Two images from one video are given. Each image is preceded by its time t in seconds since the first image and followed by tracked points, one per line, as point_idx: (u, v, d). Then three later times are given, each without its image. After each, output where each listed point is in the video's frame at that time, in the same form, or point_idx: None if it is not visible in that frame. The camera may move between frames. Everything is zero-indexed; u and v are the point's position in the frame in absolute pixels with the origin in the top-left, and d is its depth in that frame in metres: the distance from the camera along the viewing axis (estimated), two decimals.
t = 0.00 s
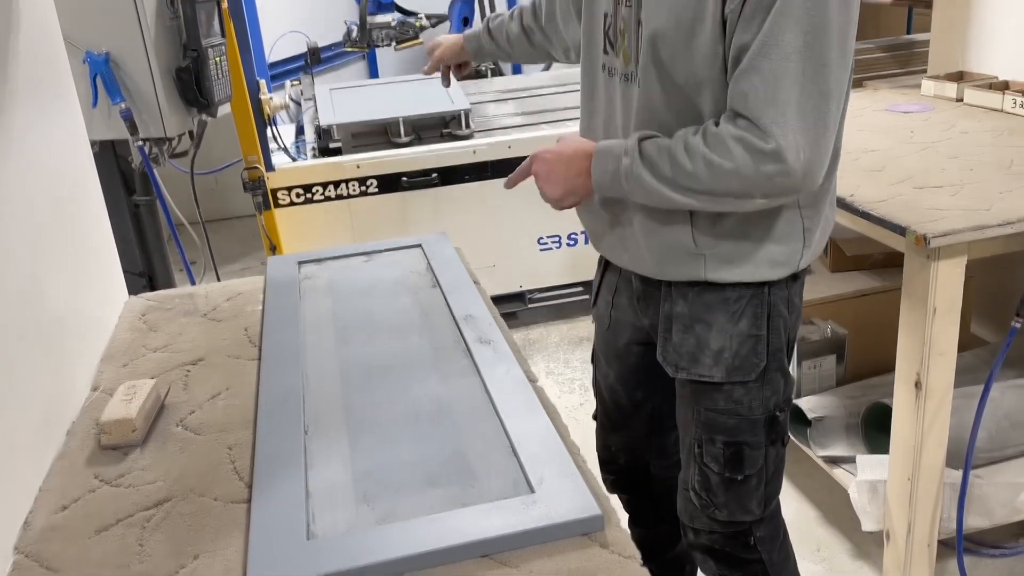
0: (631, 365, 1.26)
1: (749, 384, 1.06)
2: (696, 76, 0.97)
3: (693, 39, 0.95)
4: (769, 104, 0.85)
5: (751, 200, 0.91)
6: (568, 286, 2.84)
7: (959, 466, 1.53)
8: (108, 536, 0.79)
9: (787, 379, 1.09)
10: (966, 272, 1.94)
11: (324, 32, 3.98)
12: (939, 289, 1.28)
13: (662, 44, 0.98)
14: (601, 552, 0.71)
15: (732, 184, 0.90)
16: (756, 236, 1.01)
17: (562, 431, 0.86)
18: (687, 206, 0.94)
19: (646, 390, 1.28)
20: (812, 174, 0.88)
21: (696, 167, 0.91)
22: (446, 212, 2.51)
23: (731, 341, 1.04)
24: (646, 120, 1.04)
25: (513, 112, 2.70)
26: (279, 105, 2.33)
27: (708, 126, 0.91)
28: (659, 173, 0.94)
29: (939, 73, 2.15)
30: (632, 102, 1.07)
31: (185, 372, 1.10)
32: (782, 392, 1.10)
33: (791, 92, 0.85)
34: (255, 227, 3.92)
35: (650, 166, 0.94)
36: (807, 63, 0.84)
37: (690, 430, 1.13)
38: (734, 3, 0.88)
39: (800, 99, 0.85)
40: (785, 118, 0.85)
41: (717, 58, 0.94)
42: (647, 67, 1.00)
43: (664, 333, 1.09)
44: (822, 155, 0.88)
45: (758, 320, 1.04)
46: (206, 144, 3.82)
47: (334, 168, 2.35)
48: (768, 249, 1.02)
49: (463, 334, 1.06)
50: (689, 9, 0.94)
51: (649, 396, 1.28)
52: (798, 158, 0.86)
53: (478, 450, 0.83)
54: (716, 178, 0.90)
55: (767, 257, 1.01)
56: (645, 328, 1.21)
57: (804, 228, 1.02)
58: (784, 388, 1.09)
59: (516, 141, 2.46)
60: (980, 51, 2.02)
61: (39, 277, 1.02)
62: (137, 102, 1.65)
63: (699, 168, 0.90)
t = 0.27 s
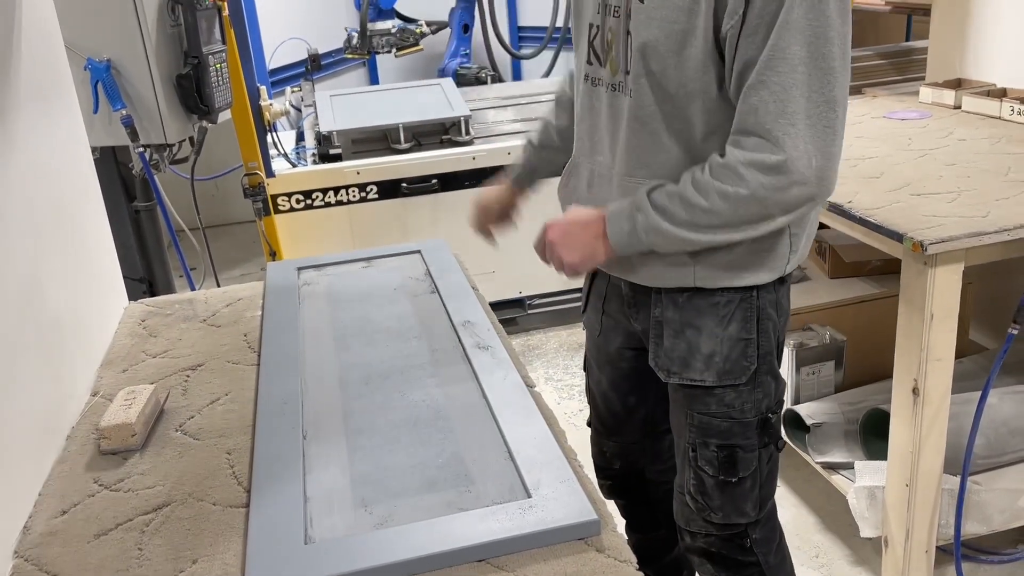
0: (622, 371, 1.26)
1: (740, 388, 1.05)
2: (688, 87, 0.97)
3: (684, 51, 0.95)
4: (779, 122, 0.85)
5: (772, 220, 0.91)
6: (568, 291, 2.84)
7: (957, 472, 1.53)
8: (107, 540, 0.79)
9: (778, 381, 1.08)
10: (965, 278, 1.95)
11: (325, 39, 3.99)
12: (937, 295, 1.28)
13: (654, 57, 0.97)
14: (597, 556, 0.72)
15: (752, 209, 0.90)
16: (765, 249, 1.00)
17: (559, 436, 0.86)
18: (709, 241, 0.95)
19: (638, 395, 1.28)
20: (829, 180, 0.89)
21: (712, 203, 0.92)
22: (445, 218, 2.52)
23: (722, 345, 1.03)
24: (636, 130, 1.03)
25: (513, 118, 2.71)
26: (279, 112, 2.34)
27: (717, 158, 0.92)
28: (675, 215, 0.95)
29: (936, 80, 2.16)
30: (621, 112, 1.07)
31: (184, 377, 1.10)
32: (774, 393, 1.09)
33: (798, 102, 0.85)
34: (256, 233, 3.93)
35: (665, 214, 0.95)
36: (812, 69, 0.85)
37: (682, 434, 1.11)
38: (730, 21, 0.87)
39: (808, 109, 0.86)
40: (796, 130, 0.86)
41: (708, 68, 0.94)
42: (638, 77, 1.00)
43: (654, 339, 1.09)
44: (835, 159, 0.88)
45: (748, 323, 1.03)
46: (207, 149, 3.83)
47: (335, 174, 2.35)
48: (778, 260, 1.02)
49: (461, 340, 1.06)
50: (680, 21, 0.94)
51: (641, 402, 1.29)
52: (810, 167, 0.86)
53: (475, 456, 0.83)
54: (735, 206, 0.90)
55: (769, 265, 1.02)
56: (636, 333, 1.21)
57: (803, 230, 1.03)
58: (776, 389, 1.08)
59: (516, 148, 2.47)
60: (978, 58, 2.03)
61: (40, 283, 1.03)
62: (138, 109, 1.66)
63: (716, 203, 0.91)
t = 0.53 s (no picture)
0: (613, 378, 1.26)
1: (736, 389, 1.05)
2: (688, 83, 0.96)
3: (683, 48, 0.95)
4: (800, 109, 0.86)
5: (798, 209, 0.92)
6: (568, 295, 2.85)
7: (956, 475, 1.54)
8: (108, 540, 0.80)
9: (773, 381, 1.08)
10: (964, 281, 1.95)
11: (326, 42, 4.00)
12: (935, 298, 1.29)
13: (654, 55, 0.97)
14: (595, 557, 0.72)
15: (781, 201, 0.91)
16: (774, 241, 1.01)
17: (558, 439, 0.87)
18: (741, 242, 0.95)
19: (630, 401, 1.28)
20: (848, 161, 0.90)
21: (740, 202, 0.92)
22: (446, 221, 2.52)
23: (718, 346, 1.04)
24: (636, 129, 1.02)
25: (513, 122, 2.72)
26: (280, 115, 2.35)
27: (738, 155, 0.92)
28: (702, 219, 0.95)
29: (936, 84, 2.17)
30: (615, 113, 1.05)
31: (185, 379, 1.11)
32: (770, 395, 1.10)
33: (814, 87, 0.86)
34: (257, 236, 3.93)
35: (692, 223, 0.95)
36: (822, 54, 0.86)
37: (678, 438, 1.11)
38: (735, 16, 0.89)
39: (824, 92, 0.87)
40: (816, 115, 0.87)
41: (709, 62, 0.94)
42: (639, 75, 0.99)
43: (649, 342, 1.09)
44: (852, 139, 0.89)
45: (742, 324, 1.04)
46: (208, 153, 3.84)
47: (336, 178, 2.36)
48: (790, 247, 1.03)
49: (461, 341, 1.07)
50: (677, 19, 0.94)
51: (633, 408, 1.29)
52: (831, 150, 0.87)
53: (475, 457, 0.83)
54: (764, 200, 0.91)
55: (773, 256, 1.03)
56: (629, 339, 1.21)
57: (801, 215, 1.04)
58: (771, 390, 1.09)
59: (517, 152, 2.48)
60: (977, 63, 2.04)
61: (42, 285, 1.04)
62: (140, 113, 1.67)
63: (744, 202, 0.91)
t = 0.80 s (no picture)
0: (603, 380, 1.27)
1: (725, 389, 1.06)
2: (675, 89, 0.97)
3: (670, 54, 0.96)
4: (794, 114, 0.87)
5: (795, 211, 0.93)
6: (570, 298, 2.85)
7: (956, 478, 1.54)
8: (111, 540, 0.80)
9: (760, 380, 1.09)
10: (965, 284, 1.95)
11: (328, 46, 4.02)
12: (936, 300, 1.29)
13: (642, 62, 0.98)
14: (596, 557, 0.72)
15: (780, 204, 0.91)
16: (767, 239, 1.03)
17: (559, 440, 0.87)
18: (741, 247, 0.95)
19: (620, 403, 1.28)
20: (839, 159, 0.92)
21: (740, 208, 0.92)
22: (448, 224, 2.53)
23: (707, 346, 1.05)
24: (624, 136, 1.03)
25: (515, 125, 2.72)
26: (283, 118, 2.36)
27: (735, 162, 0.92)
28: (701, 226, 0.94)
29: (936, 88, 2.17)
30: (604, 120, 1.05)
31: (188, 380, 1.11)
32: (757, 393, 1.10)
33: (805, 90, 0.87)
34: (259, 239, 3.94)
35: (691, 231, 0.95)
36: (810, 58, 0.87)
37: (667, 438, 1.11)
38: (722, 23, 0.89)
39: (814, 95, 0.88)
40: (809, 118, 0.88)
41: (695, 67, 0.95)
42: (627, 83, 0.99)
43: (639, 344, 1.10)
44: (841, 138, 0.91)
45: (730, 324, 1.05)
46: (210, 155, 3.85)
47: (338, 181, 2.37)
48: (775, 249, 1.05)
49: (462, 344, 1.07)
50: (663, 25, 0.95)
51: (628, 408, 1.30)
52: (823, 151, 0.89)
53: (476, 458, 0.84)
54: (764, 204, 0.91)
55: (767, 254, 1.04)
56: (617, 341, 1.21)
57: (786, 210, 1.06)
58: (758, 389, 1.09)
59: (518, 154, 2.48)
60: (978, 66, 2.04)
61: (46, 287, 1.04)
62: (143, 115, 1.68)
63: (745, 206, 0.91)
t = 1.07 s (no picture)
0: (605, 369, 1.27)
1: (690, 383, 1.07)
2: (655, 101, 0.98)
3: (647, 67, 0.97)
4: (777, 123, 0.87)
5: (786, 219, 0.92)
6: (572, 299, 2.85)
7: (958, 479, 1.54)
8: (116, 539, 0.81)
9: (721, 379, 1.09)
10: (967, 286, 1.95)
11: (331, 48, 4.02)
12: (937, 302, 1.29)
13: (622, 74, 0.98)
14: (598, 557, 0.73)
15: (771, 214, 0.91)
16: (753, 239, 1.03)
17: (561, 440, 0.88)
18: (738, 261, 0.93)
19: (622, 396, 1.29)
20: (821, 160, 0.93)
21: (738, 221, 0.90)
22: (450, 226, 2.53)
23: (681, 341, 1.05)
24: (611, 149, 1.03)
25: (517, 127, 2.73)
26: (286, 120, 2.37)
27: (725, 176, 0.91)
28: (698, 245, 0.91)
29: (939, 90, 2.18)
30: (591, 130, 1.07)
31: (192, 380, 1.12)
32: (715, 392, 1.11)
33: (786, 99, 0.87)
34: (262, 241, 3.95)
35: (688, 249, 0.92)
36: (787, 67, 0.87)
37: (623, 425, 1.13)
38: (696, 36, 0.90)
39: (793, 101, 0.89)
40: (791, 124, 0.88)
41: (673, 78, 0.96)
42: (609, 95, 1.00)
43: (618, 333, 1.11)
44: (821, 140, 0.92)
45: (707, 322, 1.05)
46: (214, 157, 3.86)
47: (341, 182, 2.38)
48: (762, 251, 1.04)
49: (464, 344, 1.08)
50: (640, 39, 0.96)
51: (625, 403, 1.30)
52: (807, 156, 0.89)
53: (478, 458, 0.84)
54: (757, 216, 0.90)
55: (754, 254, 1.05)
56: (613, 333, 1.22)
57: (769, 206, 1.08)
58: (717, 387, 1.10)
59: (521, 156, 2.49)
60: (981, 68, 2.05)
61: (51, 289, 1.05)
62: (147, 117, 1.69)
63: (742, 220, 0.90)
